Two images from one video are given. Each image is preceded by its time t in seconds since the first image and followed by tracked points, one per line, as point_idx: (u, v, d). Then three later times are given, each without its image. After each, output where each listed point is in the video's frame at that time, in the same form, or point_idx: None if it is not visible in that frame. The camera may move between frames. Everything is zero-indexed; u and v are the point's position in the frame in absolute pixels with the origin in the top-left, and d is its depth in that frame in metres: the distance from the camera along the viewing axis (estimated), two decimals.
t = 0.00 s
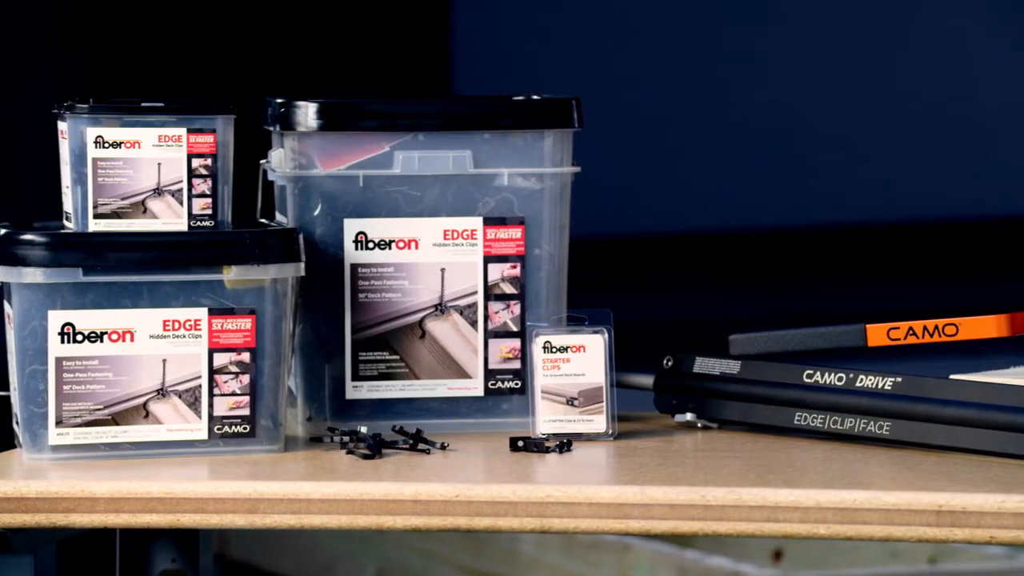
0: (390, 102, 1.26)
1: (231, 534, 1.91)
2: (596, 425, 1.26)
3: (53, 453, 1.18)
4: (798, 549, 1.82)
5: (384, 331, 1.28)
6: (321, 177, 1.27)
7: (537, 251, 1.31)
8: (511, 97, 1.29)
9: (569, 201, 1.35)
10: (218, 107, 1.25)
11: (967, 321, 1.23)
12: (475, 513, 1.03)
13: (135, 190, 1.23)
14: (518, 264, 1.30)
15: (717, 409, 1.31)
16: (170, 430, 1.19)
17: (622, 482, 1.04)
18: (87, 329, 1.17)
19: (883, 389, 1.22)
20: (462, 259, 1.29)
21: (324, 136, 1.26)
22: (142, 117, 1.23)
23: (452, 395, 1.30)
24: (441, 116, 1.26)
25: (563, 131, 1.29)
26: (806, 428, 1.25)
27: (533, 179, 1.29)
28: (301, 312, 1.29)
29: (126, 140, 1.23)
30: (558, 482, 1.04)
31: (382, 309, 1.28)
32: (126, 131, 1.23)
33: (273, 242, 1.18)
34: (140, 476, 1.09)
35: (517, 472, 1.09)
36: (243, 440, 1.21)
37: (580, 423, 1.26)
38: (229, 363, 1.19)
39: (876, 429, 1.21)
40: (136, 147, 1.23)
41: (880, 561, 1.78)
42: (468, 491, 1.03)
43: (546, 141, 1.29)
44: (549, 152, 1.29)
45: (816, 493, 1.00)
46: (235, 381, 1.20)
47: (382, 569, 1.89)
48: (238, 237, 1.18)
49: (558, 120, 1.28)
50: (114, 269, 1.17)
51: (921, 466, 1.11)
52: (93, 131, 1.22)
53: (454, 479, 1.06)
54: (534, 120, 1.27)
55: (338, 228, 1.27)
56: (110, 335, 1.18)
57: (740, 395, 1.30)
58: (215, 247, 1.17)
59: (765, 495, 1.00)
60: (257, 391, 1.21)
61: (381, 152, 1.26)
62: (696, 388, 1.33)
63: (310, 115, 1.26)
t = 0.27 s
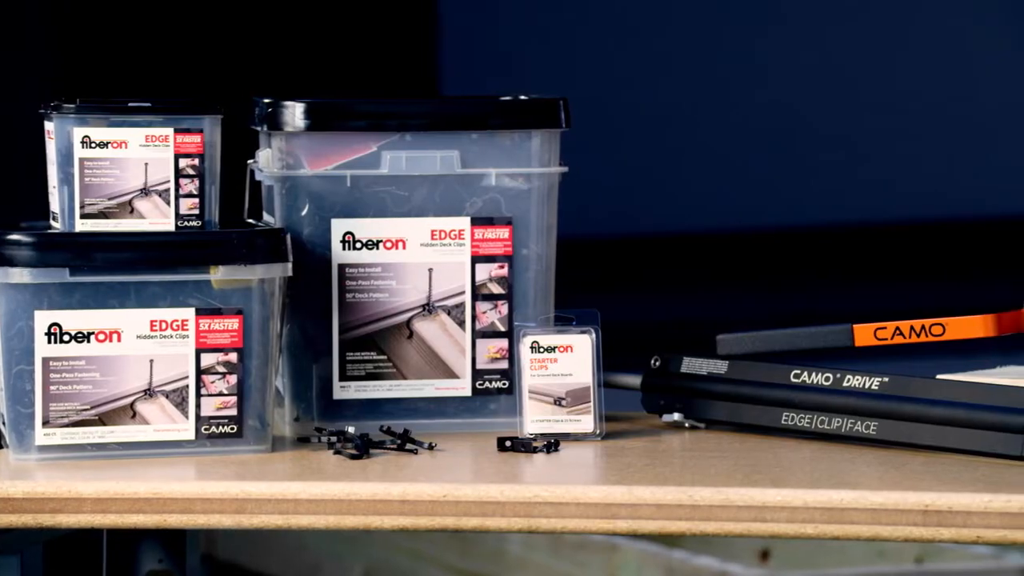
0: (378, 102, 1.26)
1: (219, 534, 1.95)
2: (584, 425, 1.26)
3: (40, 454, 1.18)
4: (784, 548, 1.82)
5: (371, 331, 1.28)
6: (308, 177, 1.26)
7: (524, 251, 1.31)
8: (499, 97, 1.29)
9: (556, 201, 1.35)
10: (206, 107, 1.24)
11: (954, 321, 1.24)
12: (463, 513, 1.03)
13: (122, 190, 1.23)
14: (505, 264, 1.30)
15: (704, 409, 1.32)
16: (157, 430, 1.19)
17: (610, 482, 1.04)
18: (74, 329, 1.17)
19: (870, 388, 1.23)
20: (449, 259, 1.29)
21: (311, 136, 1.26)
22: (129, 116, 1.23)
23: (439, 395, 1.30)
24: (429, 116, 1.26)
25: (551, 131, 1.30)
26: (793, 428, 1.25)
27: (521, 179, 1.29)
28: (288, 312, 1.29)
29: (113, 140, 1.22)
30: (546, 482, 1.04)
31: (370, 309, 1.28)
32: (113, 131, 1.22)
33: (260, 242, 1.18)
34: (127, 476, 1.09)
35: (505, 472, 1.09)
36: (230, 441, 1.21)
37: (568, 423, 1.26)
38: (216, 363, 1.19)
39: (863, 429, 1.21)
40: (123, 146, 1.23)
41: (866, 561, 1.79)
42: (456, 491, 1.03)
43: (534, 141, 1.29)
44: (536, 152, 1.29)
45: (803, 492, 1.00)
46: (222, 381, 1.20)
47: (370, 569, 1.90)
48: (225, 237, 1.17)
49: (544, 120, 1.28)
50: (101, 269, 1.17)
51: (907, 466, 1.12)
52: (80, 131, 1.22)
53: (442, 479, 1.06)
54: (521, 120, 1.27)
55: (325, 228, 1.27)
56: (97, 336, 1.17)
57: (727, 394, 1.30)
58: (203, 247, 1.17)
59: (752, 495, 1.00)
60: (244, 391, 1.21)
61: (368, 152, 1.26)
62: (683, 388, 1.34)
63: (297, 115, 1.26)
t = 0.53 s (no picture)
0: (364, 102, 1.26)
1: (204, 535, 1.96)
2: (568, 425, 1.27)
3: (24, 454, 1.18)
4: (769, 548, 1.83)
5: (356, 331, 1.28)
6: (293, 177, 1.27)
7: (509, 251, 1.31)
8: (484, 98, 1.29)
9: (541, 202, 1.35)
10: (189, 107, 1.24)
11: (938, 321, 1.25)
12: (447, 513, 1.03)
13: (107, 190, 1.22)
14: (490, 264, 1.30)
15: (689, 409, 1.32)
16: (142, 431, 1.19)
17: (595, 482, 1.04)
18: (58, 329, 1.17)
19: (854, 388, 1.23)
20: (435, 259, 1.29)
21: (296, 137, 1.26)
22: (114, 117, 1.22)
23: (424, 396, 1.30)
24: (415, 116, 1.26)
25: (536, 131, 1.30)
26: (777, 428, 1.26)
27: (506, 179, 1.29)
28: (273, 312, 1.29)
29: (97, 140, 1.22)
30: (531, 482, 1.04)
31: (355, 310, 1.28)
32: (97, 131, 1.22)
33: (244, 242, 1.18)
34: (111, 476, 1.09)
35: (490, 472, 1.09)
36: (215, 441, 1.20)
37: (553, 423, 1.26)
38: (201, 364, 1.19)
39: (848, 429, 1.22)
40: (107, 147, 1.22)
41: (851, 560, 1.79)
42: (440, 491, 1.03)
43: (518, 141, 1.29)
44: (521, 151, 1.29)
45: (787, 492, 1.00)
46: (207, 382, 1.19)
47: (355, 569, 1.90)
48: (209, 237, 1.17)
49: (530, 119, 1.29)
50: (86, 269, 1.17)
51: (892, 465, 1.12)
52: (64, 131, 1.22)
53: (427, 479, 1.06)
54: (506, 120, 1.28)
55: (310, 228, 1.27)
56: (81, 336, 1.17)
57: (712, 394, 1.31)
58: (187, 247, 1.17)
59: (737, 495, 1.00)
60: (229, 392, 1.21)
61: (353, 152, 1.27)
62: (668, 388, 1.34)
63: (282, 115, 1.25)
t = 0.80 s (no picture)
0: (350, 102, 1.26)
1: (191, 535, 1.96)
2: (556, 425, 1.27)
3: (9, 455, 1.17)
4: (757, 547, 1.83)
5: (343, 331, 1.28)
6: (280, 177, 1.27)
7: (496, 251, 1.31)
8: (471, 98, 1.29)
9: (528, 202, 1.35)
10: (176, 107, 1.24)
11: (925, 321, 1.25)
12: (435, 513, 1.03)
13: (93, 190, 1.22)
14: (477, 264, 1.30)
15: (676, 409, 1.32)
16: (128, 431, 1.19)
17: (583, 481, 1.05)
18: (44, 330, 1.17)
19: (841, 388, 1.24)
20: (421, 260, 1.29)
21: (283, 137, 1.26)
22: (100, 117, 1.22)
23: (411, 396, 1.30)
24: (402, 117, 1.26)
25: (524, 131, 1.30)
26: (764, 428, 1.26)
27: (493, 180, 1.29)
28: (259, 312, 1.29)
29: (83, 140, 1.22)
30: (518, 482, 1.04)
31: (342, 309, 1.28)
32: (83, 131, 1.22)
33: (230, 242, 1.18)
34: (97, 477, 1.09)
35: (477, 473, 1.10)
36: (201, 442, 1.20)
37: (540, 423, 1.26)
38: (187, 364, 1.19)
39: (835, 429, 1.22)
40: (94, 147, 1.22)
41: (838, 559, 1.80)
42: (428, 491, 1.03)
43: (506, 142, 1.29)
44: (508, 152, 1.29)
45: (774, 492, 1.00)
46: (194, 382, 1.19)
47: (343, 569, 1.89)
48: (196, 237, 1.17)
49: (517, 119, 1.29)
50: (72, 269, 1.16)
51: (878, 465, 1.12)
52: (50, 131, 1.22)
53: (414, 479, 1.06)
54: (493, 120, 1.28)
55: (297, 228, 1.27)
56: (67, 336, 1.17)
57: (699, 394, 1.31)
58: (175, 248, 1.17)
59: (724, 495, 1.01)
60: (216, 392, 1.20)
61: (340, 152, 1.27)
62: (655, 388, 1.34)
63: (269, 115, 1.25)
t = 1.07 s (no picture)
0: (335, 102, 1.26)
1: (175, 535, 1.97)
2: (541, 425, 1.27)
3: None
4: (741, 547, 1.84)
5: (328, 331, 1.28)
6: (264, 177, 1.27)
7: (482, 251, 1.31)
8: (455, 98, 1.29)
9: (513, 201, 1.35)
10: (160, 107, 1.24)
11: (909, 321, 1.26)
12: (419, 514, 1.03)
13: (77, 190, 1.22)
14: (462, 264, 1.30)
15: (661, 409, 1.33)
16: (111, 432, 1.18)
17: (568, 482, 1.05)
18: (28, 330, 1.17)
19: (825, 388, 1.24)
20: (406, 260, 1.29)
21: (268, 137, 1.26)
22: (84, 116, 1.22)
23: (396, 396, 1.30)
24: (387, 117, 1.27)
25: (508, 131, 1.30)
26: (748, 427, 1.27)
27: (477, 180, 1.30)
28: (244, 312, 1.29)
29: (67, 140, 1.21)
30: (503, 482, 1.05)
31: (327, 309, 1.28)
32: (67, 131, 1.21)
33: (215, 241, 1.17)
34: (80, 478, 1.08)
35: (462, 473, 1.10)
36: (185, 442, 1.20)
37: (525, 423, 1.26)
38: (172, 364, 1.19)
39: (819, 428, 1.22)
40: (77, 147, 1.22)
41: (823, 559, 1.80)
42: (413, 491, 1.03)
43: (490, 142, 1.29)
44: (493, 152, 1.30)
45: (759, 492, 1.01)
46: (178, 382, 1.19)
47: (327, 569, 1.89)
48: (181, 237, 1.17)
49: (502, 118, 1.29)
50: (56, 269, 1.16)
51: (863, 465, 1.13)
52: (33, 131, 1.21)
53: (399, 479, 1.06)
54: (478, 119, 1.28)
55: (282, 228, 1.27)
56: (51, 336, 1.17)
57: (684, 394, 1.32)
58: (159, 247, 1.17)
59: (709, 495, 1.01)
60: (200, 392, 1.20)
61: (325, 152, 1.27)
62: (640, 388, 1.35)
63: (253, 115, 1.25)
